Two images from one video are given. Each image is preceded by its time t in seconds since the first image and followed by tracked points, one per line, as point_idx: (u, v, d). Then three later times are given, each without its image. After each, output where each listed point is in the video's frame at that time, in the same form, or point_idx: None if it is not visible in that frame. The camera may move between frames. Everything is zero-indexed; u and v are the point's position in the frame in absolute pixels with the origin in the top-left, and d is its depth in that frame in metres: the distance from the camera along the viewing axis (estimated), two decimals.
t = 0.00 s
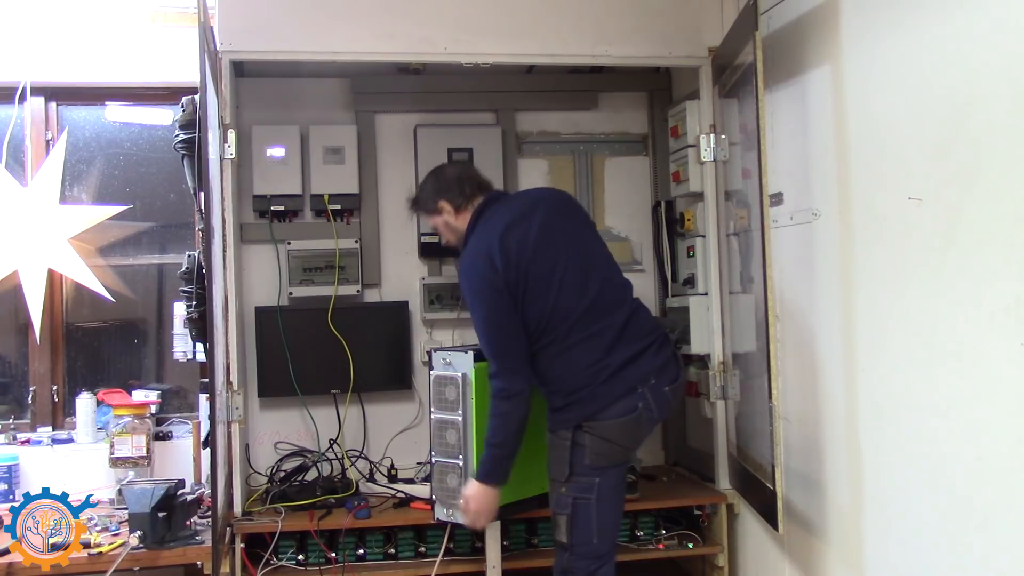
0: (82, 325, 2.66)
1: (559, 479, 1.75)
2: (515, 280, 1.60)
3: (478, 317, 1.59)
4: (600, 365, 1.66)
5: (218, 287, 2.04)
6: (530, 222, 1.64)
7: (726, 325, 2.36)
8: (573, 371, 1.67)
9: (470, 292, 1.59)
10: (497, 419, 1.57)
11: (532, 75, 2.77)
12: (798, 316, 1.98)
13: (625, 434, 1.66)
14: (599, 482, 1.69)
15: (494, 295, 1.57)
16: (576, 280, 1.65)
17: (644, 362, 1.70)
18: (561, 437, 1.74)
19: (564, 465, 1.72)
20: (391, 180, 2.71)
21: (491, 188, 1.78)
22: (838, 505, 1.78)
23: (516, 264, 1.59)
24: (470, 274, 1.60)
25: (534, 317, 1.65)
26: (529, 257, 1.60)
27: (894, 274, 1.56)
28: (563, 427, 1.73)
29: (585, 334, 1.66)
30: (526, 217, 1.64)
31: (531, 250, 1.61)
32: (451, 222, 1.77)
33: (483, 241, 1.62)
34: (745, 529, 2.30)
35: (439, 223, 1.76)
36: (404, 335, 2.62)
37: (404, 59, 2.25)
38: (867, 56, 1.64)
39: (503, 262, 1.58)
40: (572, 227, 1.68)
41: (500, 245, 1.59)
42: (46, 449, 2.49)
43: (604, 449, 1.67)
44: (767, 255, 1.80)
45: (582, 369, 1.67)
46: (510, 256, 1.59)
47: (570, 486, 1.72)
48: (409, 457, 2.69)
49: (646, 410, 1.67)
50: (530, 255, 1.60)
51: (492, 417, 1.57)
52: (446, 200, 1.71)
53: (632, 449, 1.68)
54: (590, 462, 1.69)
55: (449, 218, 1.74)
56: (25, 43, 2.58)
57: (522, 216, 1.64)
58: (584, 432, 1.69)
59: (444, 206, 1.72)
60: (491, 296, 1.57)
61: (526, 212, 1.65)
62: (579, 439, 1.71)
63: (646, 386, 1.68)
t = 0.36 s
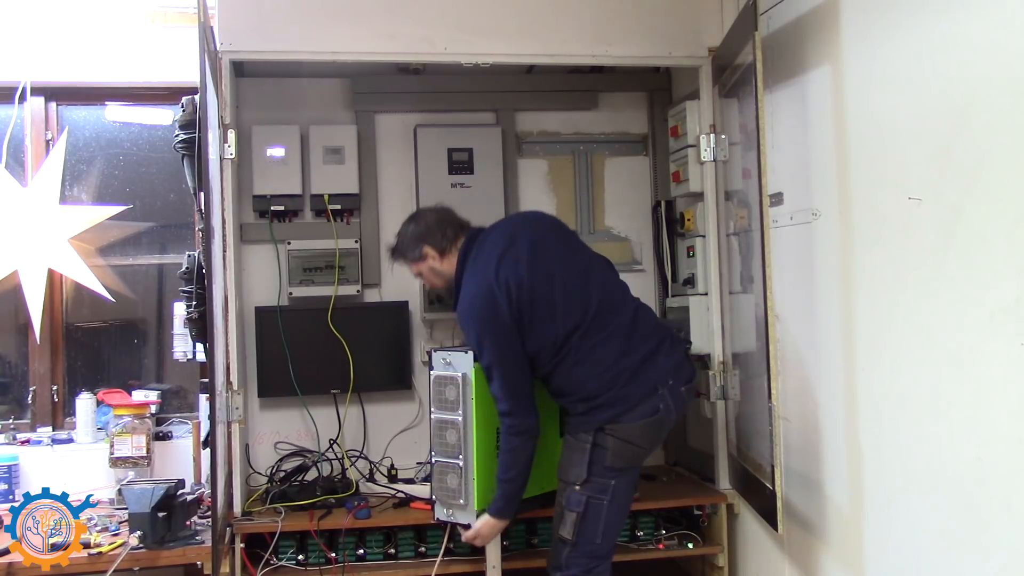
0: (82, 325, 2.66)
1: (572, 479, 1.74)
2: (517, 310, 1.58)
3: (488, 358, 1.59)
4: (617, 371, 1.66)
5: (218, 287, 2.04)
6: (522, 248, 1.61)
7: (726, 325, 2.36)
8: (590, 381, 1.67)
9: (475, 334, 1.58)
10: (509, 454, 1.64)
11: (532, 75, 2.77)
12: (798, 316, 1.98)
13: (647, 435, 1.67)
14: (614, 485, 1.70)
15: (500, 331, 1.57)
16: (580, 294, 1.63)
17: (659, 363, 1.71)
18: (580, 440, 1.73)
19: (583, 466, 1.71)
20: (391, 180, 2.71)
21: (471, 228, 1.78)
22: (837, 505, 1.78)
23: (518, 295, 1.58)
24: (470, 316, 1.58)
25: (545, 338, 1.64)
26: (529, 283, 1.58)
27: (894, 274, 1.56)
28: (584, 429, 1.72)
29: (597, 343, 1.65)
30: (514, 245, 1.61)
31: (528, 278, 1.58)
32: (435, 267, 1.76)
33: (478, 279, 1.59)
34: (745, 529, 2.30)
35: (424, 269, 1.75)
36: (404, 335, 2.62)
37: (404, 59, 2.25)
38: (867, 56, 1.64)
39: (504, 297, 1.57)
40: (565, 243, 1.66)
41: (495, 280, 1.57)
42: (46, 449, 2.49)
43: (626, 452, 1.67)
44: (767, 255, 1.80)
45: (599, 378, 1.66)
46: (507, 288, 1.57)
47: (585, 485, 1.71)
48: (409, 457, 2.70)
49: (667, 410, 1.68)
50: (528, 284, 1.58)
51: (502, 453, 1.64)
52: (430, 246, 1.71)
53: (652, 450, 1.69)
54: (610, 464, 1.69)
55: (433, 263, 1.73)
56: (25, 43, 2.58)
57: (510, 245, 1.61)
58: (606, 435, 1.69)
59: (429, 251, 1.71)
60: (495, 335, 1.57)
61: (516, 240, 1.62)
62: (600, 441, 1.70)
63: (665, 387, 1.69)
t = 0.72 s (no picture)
0: (82, 325, 2.66)
1: (582, 487, 1.74)
2: (526, 341, 1.58)
3: (498, 391, 1.57)
4: (632, 386, 1.67)
5: (218, 288, 2.05)
6: (523, 279, 1.61)
7: (726, 325, 2.35)
8: (605, 399, 1.68)
9: (484, 370, 1.57)
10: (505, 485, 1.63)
11: (532, 75, 2.77)
12: (798, 316, 1.98)
13: (661, 447, 1.70)
14: (622, 495, 1.73)
15: (511, 365, 1.57)
16: (587, 316, 1.64)
17: (672, 376, 1.71)
18: (593, 449, 1.74)
19: (596, 475, 1.72)
20: (391, 180, 2.71)
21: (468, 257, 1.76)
22: (837, 505, 1.78)
23: (525, 326, 1.57)
24: (478, 353, 1.57)
25: (557, 362, 1.64)
26: (534, 313, 1.57)
27: (894, 275, 1.56)
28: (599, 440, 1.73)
29: (610, 361, 1.66)
30: (513, 277, 1.61)
31: (533, 308, 1.57)
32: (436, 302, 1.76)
33: (482, 316, 1.58)
34: (745, 529, 2.30)
35: (426, 304, 1.76)
36: (404, 335, 2.62)
37: (404, 59, 2.25)
38: (867, 56, 1.64)
39: (511, 330, 1.56)
40: (565, 268, 1.66)
41: (500, 314, 1.56)
42: (46, 449, 2.49)
43: (640, 464, 1.70)
44: (767, 255, 1.80)
45: (614, 395, 1.67)
46: (514, 320, 1.56)
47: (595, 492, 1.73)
48: (408, 457, 2.69)
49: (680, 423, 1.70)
50: (534, 315, 1.57)
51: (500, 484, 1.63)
52: (430, 285, 1.71)
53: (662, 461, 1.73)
54: (623, 474, 1.71)
55: (435, 300, 1.74)
56: (24, 43, 2.58)
57: (509, 278, 1.61)
58: (622, 446, 1.70)
59: (429, 291, 1.71)
60: (506, 369, 1.56)
61: (516, 271, 1.62)
62: (614, 452, 1.72)
63: (680, 400, 1.70)
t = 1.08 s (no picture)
0: (82, 325, 2.66)
1: (585, 491, 1.74)
2: (530, 356, 1.58)
3: (504, 405, 1.58)
4: (639, 394, 1.67)
5: (218, 288, 2.05)
6: (526, 292, 1.61)
7: (726, 325, 2.36)
8: (611, 407, 1.68)
9: (489, 386, 1.58)
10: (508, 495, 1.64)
11: (532, 75, 2.77)
12: (798, 317, 1.98)
13: (667, 454, 1.71)
14: (625, 500, 1.73)
15: (515, 379, 1.57)
16: (591, 326, 1.64)
17: (677, 383, 1.72)
18: (598, 455, 1.74)
19: (601, 480, 1.71)
20: (391, 180, 2.71)
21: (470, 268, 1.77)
22: (837, 505, 1.78)
23: (529, 340, 1.57)
24: (482, 369, 1.57)
25: (561, 374, 1.65)
26: (537, 327, 1.57)
27: (893, 275, 1.56)
28: (605, 446, 1.72)
29: (615, 370, 1.66)
30: (515, 291, 1.62)
31: (536, 322, 1.57)
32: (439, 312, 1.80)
33: (486, 331, 1.58)
34: (745, 529, 2.30)
35: (429, 315, 1.80)
36: (404, 335, 2.62)
37: (404, 59, 2.25)
38: (867, 56, 1.64)
39: (515, 344, 1.56)
40: (567, 279, 1.67)
41: (503, 330, 1.56)
42: (46, 449, 2.49)
43: (645, 471, 1.71)
44: (767, 255, 1.80)
45: (620, 403, 1.67)
46: (518, 335, 1.56)
47: (598, 497, 1.73)
48: (408, 457, 2.69)
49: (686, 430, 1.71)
50: (537, 329, 1.58)
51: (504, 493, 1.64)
52: (430, 300, 1.74)
53: (665, 467, 1.74)
54: (628, 480, 1.72)
55: (437, 312, 1.77)
56: (24, 43, 2.58)
57: (511, 293, 1.61)
58: (628, 454, 1.70)
59: (430, 305, 1.74)
60: (510, 384, 1.57)
61: (518, 284, 1.62)
62: (620, 459, 1.72)
63: (686, 407, 1.71)
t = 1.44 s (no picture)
0: (82, 325, 2.66)
1: (589, 493, 1.74)
2: (533, 366, 1.59)
3: (509, 417, 1.58)
4: (643, 398, 1.68)
5: (218, 288, 2.05)
6: (526, 304, 1.60)
7: (726, 325, 2.36)
8: (616, 412, 1.68)
9: (493, 399, 1.58)
10: (515, 500, 1.64)
11: (532, 75, 2.77)
12: (798, 317, 1.98)
13: (671, 456, 1.72)
14: (630, 502, 1.74)
15: (520, 391, 1.57)
16: (593, 333, 1.64)
17: (680, 386, 1.72)
18: (603, 457, 1.74)
19: (606, 482, 1.71)
20: (391, 180, 2.71)
21: (472, 284, 1.70)
22: (837, 505, 1.78)
23: (532, 352, 1.57)
24: (487, 382, 1.57)
25: (565, 381, 1.65)
26: (540, 338, 1.57)
27: (893, 275, 1.56)
28: (610, 449, 1.72)
29: (619, 375, 1.66)
30: (516, 303, 1.61)
31: (538, 333, 1.57)
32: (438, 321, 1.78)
33: (488, 345, 1.58)
34: (745, 529, 2.30)
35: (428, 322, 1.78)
36: (404, 335, 2.62)
37: (404, 59, 2.25)
38: (867, 56, 1.64)
39: (518, 357, 1.56)
40: (566, 287, 1.66)
41: (506, 343, 1.56)
42: (46, 449, 2.49)
43: (649, 472, 1.72)
44: (767, 255, 1.80)
45: (624, 408, 1.68)
46: (521, 347, 1.56)
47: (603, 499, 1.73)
48: (408, 457, 2.69)
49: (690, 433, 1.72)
50: (540, 340, 1.57)
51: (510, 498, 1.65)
52: (428, 315, 1.71)
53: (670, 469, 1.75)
54: (632, 482, 1.72)
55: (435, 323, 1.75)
56: (24, 43, 2.58)
57: (511, 304, 1.61)
58: (633, 456, 1.71)
59: (428, 319, 1.72)
60: (514, 396, 1.57)
61: (519, 296, 1.62)
62: (625, 461, 1.72)
63: (690, 409, 1.72)
